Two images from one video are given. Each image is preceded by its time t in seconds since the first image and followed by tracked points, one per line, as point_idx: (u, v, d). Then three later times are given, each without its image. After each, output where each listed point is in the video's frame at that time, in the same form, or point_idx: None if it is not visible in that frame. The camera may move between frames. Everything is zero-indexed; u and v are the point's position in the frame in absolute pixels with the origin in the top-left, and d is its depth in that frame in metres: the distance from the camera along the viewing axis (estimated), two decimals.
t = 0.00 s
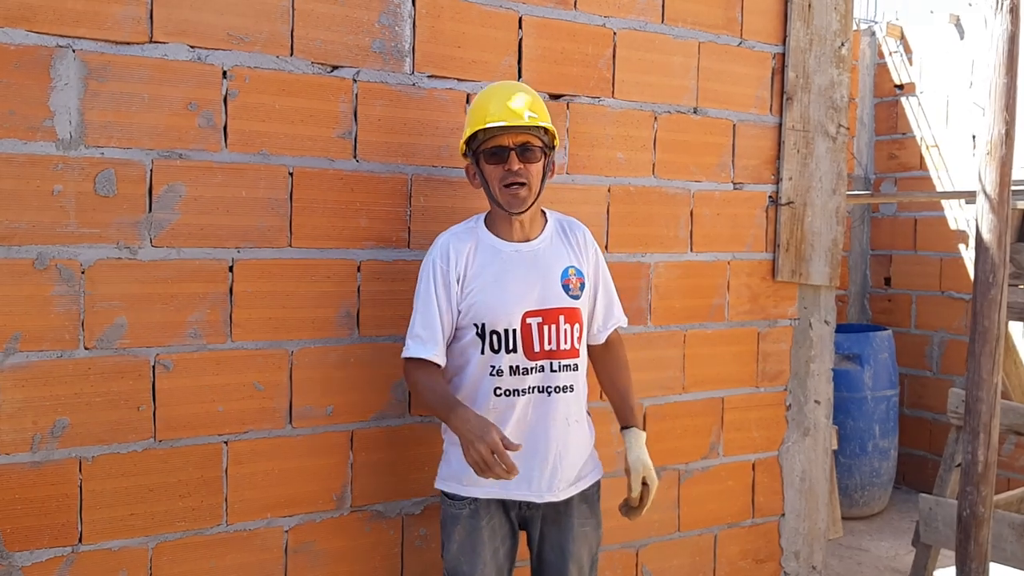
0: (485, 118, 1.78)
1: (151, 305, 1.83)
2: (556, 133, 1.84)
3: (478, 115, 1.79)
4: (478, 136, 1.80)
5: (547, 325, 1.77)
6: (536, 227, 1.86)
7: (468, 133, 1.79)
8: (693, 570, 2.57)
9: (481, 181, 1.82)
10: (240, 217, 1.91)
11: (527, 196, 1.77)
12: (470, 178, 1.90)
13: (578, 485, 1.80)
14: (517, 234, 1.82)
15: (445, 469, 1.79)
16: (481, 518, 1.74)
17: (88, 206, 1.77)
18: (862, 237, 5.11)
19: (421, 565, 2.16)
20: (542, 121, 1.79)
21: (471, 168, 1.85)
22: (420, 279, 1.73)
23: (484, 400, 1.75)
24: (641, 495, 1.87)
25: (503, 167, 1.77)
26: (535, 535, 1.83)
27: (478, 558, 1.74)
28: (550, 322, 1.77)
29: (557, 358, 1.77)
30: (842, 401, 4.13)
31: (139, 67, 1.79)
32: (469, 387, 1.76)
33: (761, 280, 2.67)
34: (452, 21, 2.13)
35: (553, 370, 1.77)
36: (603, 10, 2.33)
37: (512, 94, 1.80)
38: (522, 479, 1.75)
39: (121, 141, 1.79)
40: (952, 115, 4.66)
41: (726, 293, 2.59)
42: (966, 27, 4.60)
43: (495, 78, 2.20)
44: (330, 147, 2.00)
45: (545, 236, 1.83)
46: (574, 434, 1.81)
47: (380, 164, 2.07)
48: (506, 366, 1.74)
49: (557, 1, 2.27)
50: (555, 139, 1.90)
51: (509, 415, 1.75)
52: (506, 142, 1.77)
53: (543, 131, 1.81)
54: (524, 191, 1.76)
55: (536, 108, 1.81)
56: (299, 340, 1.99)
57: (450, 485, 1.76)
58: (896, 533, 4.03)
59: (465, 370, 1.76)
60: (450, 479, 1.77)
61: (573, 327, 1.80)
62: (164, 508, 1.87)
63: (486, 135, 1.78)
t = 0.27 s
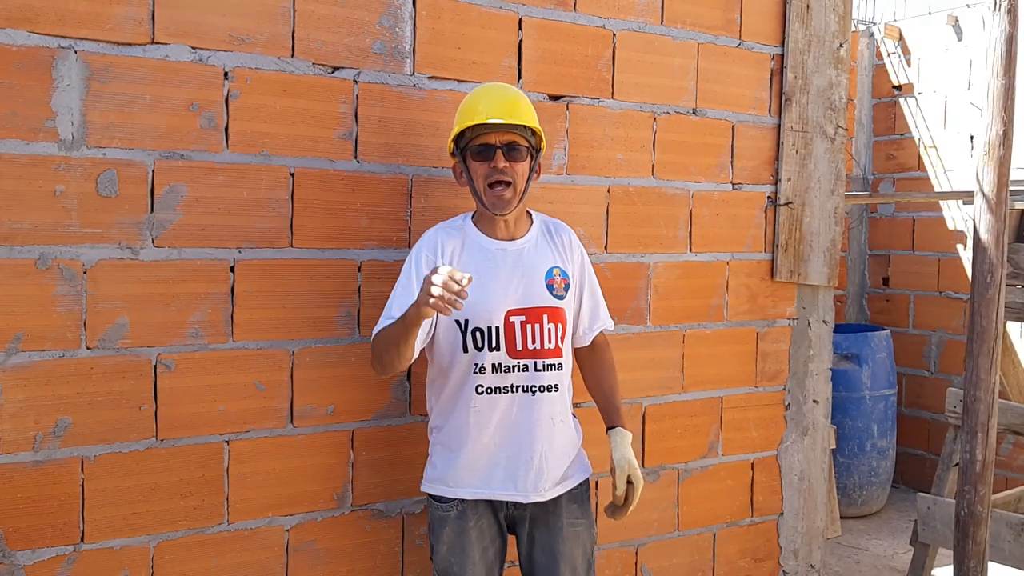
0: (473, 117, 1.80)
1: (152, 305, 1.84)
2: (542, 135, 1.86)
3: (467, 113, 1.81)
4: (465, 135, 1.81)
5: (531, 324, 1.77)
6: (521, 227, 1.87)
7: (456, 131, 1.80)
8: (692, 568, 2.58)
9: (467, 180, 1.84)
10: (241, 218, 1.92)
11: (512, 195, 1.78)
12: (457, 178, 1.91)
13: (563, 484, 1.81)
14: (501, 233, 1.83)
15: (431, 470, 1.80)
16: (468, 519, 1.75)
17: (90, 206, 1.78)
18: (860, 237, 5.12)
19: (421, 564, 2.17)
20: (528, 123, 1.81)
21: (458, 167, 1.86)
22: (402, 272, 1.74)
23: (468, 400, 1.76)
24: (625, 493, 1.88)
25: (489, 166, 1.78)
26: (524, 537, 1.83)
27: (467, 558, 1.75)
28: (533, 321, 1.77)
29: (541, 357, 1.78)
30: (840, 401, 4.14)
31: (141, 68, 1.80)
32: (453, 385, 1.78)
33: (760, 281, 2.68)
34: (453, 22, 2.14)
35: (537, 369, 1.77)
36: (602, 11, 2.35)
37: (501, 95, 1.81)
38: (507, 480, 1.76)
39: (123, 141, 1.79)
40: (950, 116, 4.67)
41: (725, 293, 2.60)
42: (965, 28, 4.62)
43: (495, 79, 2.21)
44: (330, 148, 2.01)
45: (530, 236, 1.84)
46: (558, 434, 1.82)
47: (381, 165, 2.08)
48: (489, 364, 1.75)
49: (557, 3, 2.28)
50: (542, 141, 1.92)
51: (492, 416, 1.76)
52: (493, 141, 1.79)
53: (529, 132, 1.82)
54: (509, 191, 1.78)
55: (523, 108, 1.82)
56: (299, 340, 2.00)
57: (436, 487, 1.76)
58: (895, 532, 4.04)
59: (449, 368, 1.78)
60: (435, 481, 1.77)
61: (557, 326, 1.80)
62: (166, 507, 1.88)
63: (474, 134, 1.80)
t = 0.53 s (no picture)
0: (467, 116, 1.79)
1: (152, 305, 1.84)
2: (537, 137, 1.86)
3: (462, 112, 1.81)
4: (460, 134, 1.81)
5: (520, 324, 1.77)
6: (514, 225, 1.87)
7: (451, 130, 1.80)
8: (692, 568, 2.58)
9: (460, 179, 1.84)
10: (241, 218, 1.92)
11: (505, 195, 1.78)
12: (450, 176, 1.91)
13: (553, 486, 1.80)
14: (492, 232, 1.84)
15: (421, 470, 1.80)
16: (459, 521, 1.74)
17: (90, 206, 1.78)
18: (861, 237, 5.11)
19: (421, 564, 2.17)
20: (522, 124, 1.81)
21: (452, 166, 1.86)
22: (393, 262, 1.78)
23: (456, 397, 1.77)
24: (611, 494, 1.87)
25: (482, 165, 1.78)
26: (516, 540, 1.82)
27: (459, 560, 1.73)
28: (523, 320, 1.77)
29: (530, 357, 1.78)
30: (840, 401, 4.14)
31: (141, 68, 1.80)
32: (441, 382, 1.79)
33: (760, 281, 2.68)
34: (453, 22, 2.14)
35: (525, 369, 1.78)
36: (602, 11, 2.34)
37: (497, 95, 1.81)
38: (496, 480, 1.75)
39: (123, 141, 1.79)
40: (950, 116, 4.67)
41: (724, 293, 2.60)
42: (965, 28, 4.62)
43: (495, 79, 2.21)
44: (330, 148, 2.01)
45: (522, 237, 1.85)
46: (548, 435, 1.81)
47: (381, 165, 2.08)
48: (476, 361, 1.76)
49: (557, 3, 2.28)
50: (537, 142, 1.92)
51: (481, 414, 1.76)
52: (487, 141, 1.78)
53: (524, 134, 1.82)
54: (502, 191, 1.78)
55: (518, 111, 1.82)
56: (299, 340, 2.00)
57: (425, 487, 1.76)
58: (895, 532, 4.04)
59: (438, 364, 1.80)
60: (425, 481, 1.77)
61: (547, 327, 1.80)
62: (166, 507, 1.88)
63: (468, 133, 1.79)
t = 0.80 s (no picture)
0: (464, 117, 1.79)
1: (152, 305, 1.84)
2: (534, 136, 1.86)
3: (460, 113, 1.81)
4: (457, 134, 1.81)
5: (516, 322, 1.77)
6: (513, 225, 1.87)
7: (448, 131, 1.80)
8: (692, 568, 2.58)
9: (458, 179, 1.84)
10: (241, 218, 1.92)
11: (503, 192, 1.78)
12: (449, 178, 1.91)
13: (548, 486, 1.79)
14: (491, 230, 1.84)
15: (414, 464, 1.80)
16: (458, 523, 1.74)
17: (90, 206, 1.78)
18: (861, 237, 5.11)
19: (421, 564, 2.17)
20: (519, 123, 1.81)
21: (450, 167, 1.86)
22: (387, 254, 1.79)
23: (449, 392, 1.77)
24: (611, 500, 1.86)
25: (480, 164, 1.78)
26: (516, 542, 1.82)
27: (458, 562, 1.73)
28: (518, 319, 1.77)
29: (525, 355, 1.77)
30: (840, 401, 4.14)
31: (141, 68, 1.80)
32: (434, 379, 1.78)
33: (759, 280, 2.68)
34: (453, 22, 2.14)
35: (519, 368, 1.77)
36: (602, 11, 2.34)
37: (494, 96, 1.82)
38: (487, 476, 1.75)
39: (123, 141, 1.79)
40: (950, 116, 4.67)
41: (724, 293, 2.60)
42: (965, 28, 4.62)
43: (495, 79, 2.21)
44: (330, 148, 2.01)
45: (521, 236, 1.85)
46: (542, 434, 1.81)
47: (381, 165, 2.08)
48: (471, 357, 1.76)
49: (557, 2, 2.28)
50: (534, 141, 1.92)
51: (475, 410, 1.76)
52: (484, 140, 1.78)
53: (521, 132, 1.82)
54: (500, 189, 1.78)
55: (514, 109, 1.82)
56: (299, 339, 2.00)
57: (416, 481, 1.76)
58: (894, 532, 4.04)
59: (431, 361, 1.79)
60: (416, 475, 1.77)
61: (543, 327, 1.79)
62: (166, 507, 1.88)
63: (465, 133, 1.80)
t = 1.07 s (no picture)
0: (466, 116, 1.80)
1: (152, 305, 1.84)
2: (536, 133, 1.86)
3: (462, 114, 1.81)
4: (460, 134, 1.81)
5: (520, 320, 1.77)
6: (517, 224, 1.87)
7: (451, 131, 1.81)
8: (692, 568, 2.58)
9: (462, 179, 1.84)
10: (241, 218, 1.92)
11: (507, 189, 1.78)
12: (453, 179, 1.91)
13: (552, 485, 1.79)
14: (496, 228, 1.84)
15: (418, 461, 1.80)
16: (462, 523, 1.74)
17: (90, 206, 1.78)
18: (861, 237, 5.11)
19: (421, 564, 2.17)
20: (522, 120, 1.81)
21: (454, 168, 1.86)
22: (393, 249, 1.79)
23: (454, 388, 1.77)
24: (618, 502, 1.85)
25: (483, 162, 1.78)
26: (520, 542, 1.82)
27: (461, 562, 1.73)
28: (522, 317, 1.77)
29: (529, 354, 1.77)
30: (840, 401, 4.14)
31: (141, 68, 1.80)
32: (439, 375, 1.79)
33: (759, 280, 2.68)
34: (453, 22, 2.14)
35: (522, 366, 1.77)
36: (602, 11, 2.34)
37: (495, 94, 1.82)
38: (491, 473, 1.75)
39: (123, 141, 1.79)
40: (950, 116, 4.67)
41: (724, 293, 2.60)
42: (965, 28, 4.62)
43: (495, 79, 2.21)
44: (330, 148, 2.01)
45: (525, 236, 1.85)
46: (546, 433, 1.81)
47: (381, 165, 2.08)
48: (476, 354, 1.77)
49: (557, 2, 2.28)
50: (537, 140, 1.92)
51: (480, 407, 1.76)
52: (487, 139, 1.79)
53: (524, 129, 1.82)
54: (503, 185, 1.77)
55: (517, 107, 1.81)
56: (299, 339, 2.00)
57: (420, 477, 1.76)
58: (894, 532, 4.04)
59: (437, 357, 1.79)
60: (419, 471, 1.77)
61: (548, 326, 1.79)
62: (166, 507, 1.88)
63: (468, 132, 1.80)
